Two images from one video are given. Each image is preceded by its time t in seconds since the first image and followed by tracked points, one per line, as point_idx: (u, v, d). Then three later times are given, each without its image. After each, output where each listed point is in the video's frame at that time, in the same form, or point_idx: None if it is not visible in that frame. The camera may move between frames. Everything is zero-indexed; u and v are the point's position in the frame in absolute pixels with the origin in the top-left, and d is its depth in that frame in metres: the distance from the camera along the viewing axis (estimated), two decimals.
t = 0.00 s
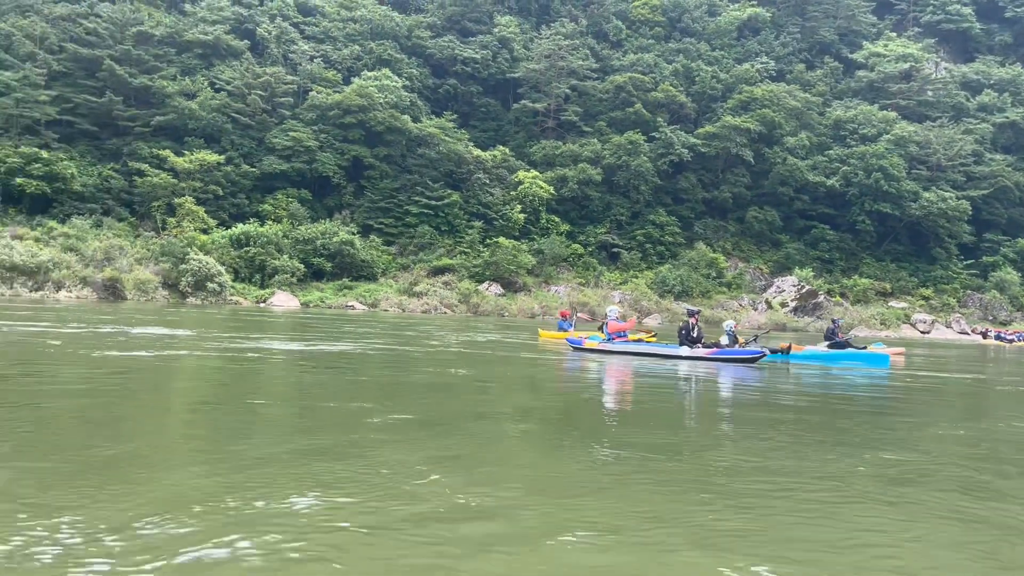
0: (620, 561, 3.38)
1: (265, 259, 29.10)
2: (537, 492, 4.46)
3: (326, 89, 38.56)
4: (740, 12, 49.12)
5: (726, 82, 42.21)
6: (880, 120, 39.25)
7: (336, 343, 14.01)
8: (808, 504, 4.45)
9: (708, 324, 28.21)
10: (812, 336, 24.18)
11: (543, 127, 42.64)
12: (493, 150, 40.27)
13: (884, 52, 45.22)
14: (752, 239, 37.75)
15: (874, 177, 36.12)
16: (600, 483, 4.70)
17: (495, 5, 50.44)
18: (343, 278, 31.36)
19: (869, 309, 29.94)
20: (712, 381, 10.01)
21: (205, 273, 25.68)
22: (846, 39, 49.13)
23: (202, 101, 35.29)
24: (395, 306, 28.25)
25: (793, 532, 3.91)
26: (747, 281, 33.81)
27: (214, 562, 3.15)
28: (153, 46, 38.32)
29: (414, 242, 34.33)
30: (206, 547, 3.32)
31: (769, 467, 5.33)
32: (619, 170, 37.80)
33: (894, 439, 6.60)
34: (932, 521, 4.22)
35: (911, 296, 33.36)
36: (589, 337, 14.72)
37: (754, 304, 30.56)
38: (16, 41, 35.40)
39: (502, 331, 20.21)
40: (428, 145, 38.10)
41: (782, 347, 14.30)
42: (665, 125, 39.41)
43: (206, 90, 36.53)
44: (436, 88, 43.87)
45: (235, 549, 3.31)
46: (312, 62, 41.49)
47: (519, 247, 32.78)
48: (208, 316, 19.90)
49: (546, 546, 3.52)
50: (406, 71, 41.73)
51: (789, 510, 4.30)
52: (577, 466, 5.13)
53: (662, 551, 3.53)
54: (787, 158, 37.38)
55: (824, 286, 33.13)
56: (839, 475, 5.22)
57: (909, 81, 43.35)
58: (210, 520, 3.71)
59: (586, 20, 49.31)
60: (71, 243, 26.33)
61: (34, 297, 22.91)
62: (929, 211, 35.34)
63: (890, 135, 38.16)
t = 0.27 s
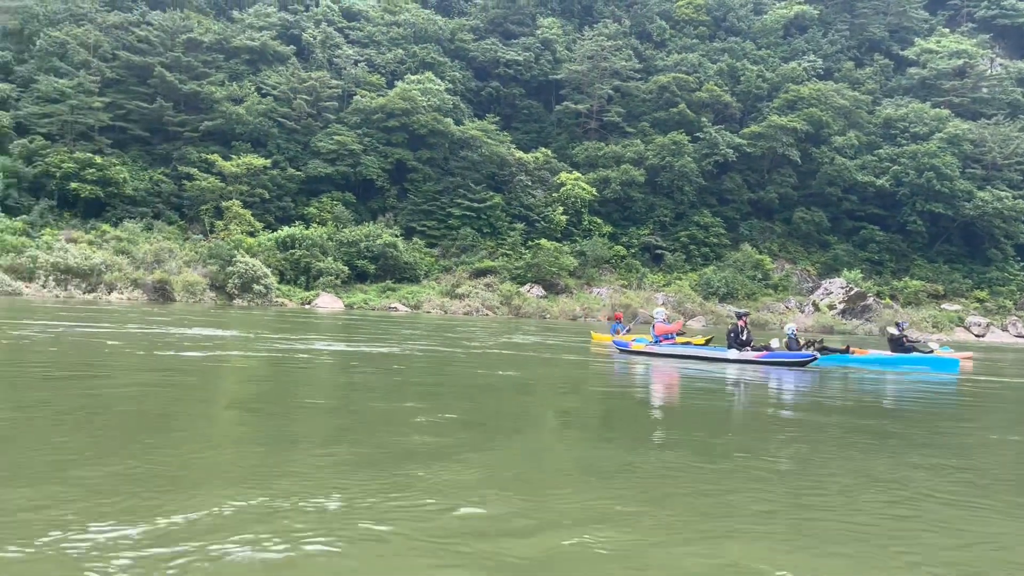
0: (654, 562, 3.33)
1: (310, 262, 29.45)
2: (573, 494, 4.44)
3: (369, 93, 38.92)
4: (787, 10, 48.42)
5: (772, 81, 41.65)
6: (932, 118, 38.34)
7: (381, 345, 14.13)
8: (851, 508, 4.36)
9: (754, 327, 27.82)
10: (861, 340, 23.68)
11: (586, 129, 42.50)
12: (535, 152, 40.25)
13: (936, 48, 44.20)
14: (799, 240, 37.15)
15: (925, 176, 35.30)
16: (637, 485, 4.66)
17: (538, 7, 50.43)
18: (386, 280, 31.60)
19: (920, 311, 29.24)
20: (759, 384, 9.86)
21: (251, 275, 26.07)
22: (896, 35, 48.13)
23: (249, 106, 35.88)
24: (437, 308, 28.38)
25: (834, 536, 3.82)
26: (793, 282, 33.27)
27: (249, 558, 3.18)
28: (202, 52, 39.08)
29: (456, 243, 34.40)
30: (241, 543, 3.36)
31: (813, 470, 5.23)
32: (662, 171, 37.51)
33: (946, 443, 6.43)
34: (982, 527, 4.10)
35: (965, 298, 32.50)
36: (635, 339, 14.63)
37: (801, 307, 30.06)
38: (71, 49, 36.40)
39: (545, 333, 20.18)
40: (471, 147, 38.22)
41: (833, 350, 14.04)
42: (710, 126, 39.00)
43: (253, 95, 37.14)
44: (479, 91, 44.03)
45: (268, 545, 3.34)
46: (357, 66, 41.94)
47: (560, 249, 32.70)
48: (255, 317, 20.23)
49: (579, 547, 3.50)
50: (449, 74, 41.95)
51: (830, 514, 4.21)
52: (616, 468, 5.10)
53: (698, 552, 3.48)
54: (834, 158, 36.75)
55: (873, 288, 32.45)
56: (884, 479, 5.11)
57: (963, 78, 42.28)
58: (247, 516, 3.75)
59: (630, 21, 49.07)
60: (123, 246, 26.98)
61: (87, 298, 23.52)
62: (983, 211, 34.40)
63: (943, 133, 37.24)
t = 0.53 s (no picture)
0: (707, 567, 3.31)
1: (355, 264, 29.72)
2: (617, 494, 4.43)
3: (414, 96, 39.19)
4: (836, 8, 47.57)
5: (821, 79, 40.95)
6: (987, 115, 37.31)
7: (427, 346, 14.24)
8: (908, 514, 4.26)
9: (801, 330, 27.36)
10: (914, 343, 23.11)
11: (630, 130, 42.25)
12: (578, 154, 40.13)
13: (992, 43, 42.99)
14: (848, 241, 36.45)
15: (980, 175, 34.38)
16: (685, 487, 4.62)
17: (582, 8, 50.27)
18: (430, 281, 31.77)
19: (975, 314, 28.46)
20: (811, 389, 9.69)
21: (297, 276, 26.42)
22: (950, 31, 46.96)
23: (295, 111, 36.39)
24: (480, 310, 28.44)
25: (885, 544, 3.76)
26: (843, 284, 32.65)
27: (298, 554, 3.26)
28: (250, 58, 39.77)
29: (499, 245, 34.41)
30: (291, 540, 3.44)
31: (868, 475, 5.13)
32: (707, 172, 37.13)
33: (1005, 450, 6.25)
34: None
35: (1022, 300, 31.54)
36: (684, 341, 14.49)
37: (850, 309, 29.49)
38: (125, 57, 37.18)
39: (591, 335, 20.10)
40: (514, 149, 38.25)
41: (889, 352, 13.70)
42: (756, 125, 38.52)
43: (299, 100, 37.67)
44: (522, 93, 44.08)
45: (319, 542, 3.42)
46: (401, 69, 42.30)
47: (604, 251, 32.57)
48: (304, 319, 20.48)
49: (627, 551, 3.50)
50: (493, 77, 42.09)
51: (882, 520, 4.14)
52: (662, 470, 5.07)
53: (746, 559, 3.45)
54: (885, 157, 36.05)
55: (926, 290, 31.68)
56: (940, 484, 5.00)
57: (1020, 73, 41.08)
58: (296, 513, 3.84)
59: (675, 21, 48.65)
60: (173, 248, 27.54)
61: (139, 299, 24.05)
62: None
63: (1000, 130, 36.21)
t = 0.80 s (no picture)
0: (763, 575, 3.22)
1: (399, 266, 29.93)
2: (660, 497, 4.40)
3: (458, 99, 39.38)
4: (887, 3, 46.58)
5: (871, 77, 40.14)
6: None
7: (470, 347, 14.28)
8: (971, 522, 4.13)
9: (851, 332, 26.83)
10: (968, 346, 22.50)
11: (674, 130, 41.91)
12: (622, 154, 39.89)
13: None
14: (900, 242, 35.67)
15: None
16: (730, 490, 4.57)
17: (626, 8, 49.99)
18: (473, 283, 31.87)
19: None
20: (865, 391, 9.47)
21: (342, 278, 26.70)
22: (1007, 25, 45.67)
23: (341, 115, 36.82)
24: (523, 312, 28.43)
25: (934, 550, 3.68)
26: (894, 286, 31.95)
27: (335, 551, 3.30)
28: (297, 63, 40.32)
29: (542, 247, 34.35)
30: (340, 539, 3.45)
31: (926, 481, 4.98)
32: (754, 172, 36.64)
33: None
34: None
35: None
36: (733, 343, 14.29)
37: (902, 312, 28.85)
38: (176, 64, 37.83)
39: (636, 337, 19.97)
40: (557, 150, 38.16)
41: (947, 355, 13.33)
42: (804, 124, 37.94)
43: (345, 103, 38.08)
44: (565, 94, 44.01)
45: (365, 543, 3.42)
46: (445, 72, 42.53)
47: (648, 252, 32.33)
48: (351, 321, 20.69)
49: (678, 555, 3.43)
50: (536, 78, 42.15)
51: (932, 526, 4.05)
52: (707, 472, 5.01)
53: (789, 563, 3.40)
54: (939, 155, 35.24)
55: (981, 291, 30.84)
56: (999, 491, 4.84)
57: None
58: (345, 513, 3.86)
59: (720, 20, 48.11)
60: (222, 250, 28.06)
61: (189, 301, 24.53)
62: None
63: None
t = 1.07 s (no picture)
0: None
1: (442, 267, 30.06)
2: (705, 499, 4.33)
3: (499, 100, 39.41)
4: None
5: (921, 72, 39.21)
6: None
7: (514, 348, 14.27)
8: None
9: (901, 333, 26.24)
10: None
11: (718, 128, 41.44)
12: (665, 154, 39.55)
13: None
14: (952, 241, 34.80)
15: None
16: (777, 494, 4.48)
17: (669, 7, 49.55)
18: (515, 284, 31.87)
19: None
20: (920, 394, 9.23)
21: (385, 279, 26.88)
22: None
23: (384, 117, 37.09)
24: (565, 313, 28.35)
25: (991, 558, 3.55)
26: (946, 286, 31.18)
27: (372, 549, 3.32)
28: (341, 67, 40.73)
29: (584, 247, 34.20)
30: (388, 540, 3.44)
31: (991, 485, 4.82)
32: (800, 170, 36.07)
33: None
34: None
35: None
36: (783, 344, 14.06)
37: (954, 313, 28.13)
38: (223, 68, 38.47)
39: (681, 338, 19.75)
40: (600, 150, 37.97)
41: (1009, 358, 12.93)
42: (852, 121, 37.23)
43: (388, 106, 38.36)
44: (607, 94, 43.78)
45: (407, 545, 3.40)
46: (487, 74, 42.60)
47: (691, 252, 32.00)
48: (396, 321, 20.82)
49: (736, 561, 3.36)
50: (577, 78, 42.04)
51: (989, 532, 3.91)
52: (755, 475, 4.93)
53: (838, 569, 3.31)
54: (993, 151, 34.29)
55: None
56: None
57: None
58: (394, 512, 3.86)
59: (765, 17, 47.43)
60: (267, 252, 28.45)
61: (235, 302, 24.90)
62: None
63: None
